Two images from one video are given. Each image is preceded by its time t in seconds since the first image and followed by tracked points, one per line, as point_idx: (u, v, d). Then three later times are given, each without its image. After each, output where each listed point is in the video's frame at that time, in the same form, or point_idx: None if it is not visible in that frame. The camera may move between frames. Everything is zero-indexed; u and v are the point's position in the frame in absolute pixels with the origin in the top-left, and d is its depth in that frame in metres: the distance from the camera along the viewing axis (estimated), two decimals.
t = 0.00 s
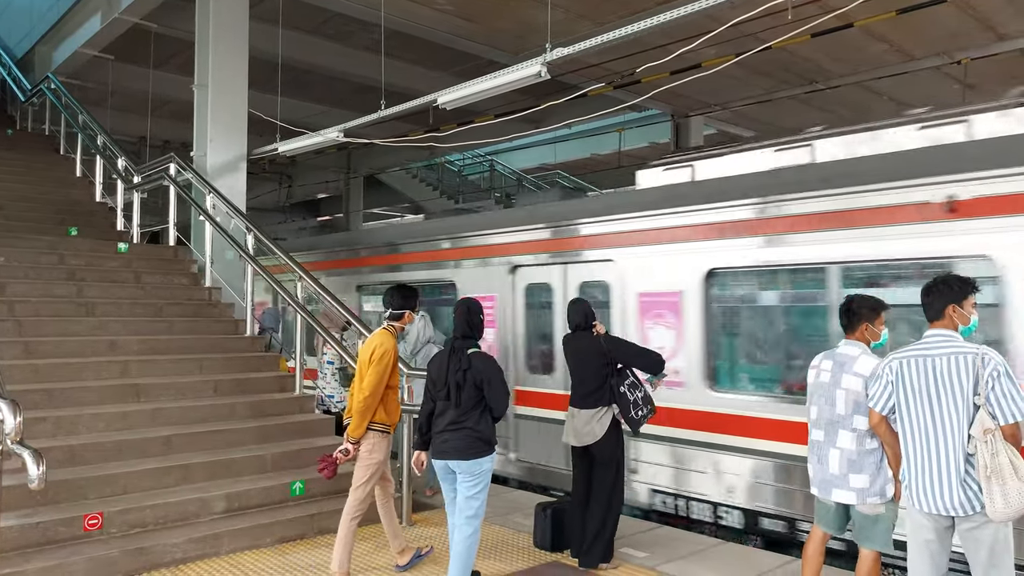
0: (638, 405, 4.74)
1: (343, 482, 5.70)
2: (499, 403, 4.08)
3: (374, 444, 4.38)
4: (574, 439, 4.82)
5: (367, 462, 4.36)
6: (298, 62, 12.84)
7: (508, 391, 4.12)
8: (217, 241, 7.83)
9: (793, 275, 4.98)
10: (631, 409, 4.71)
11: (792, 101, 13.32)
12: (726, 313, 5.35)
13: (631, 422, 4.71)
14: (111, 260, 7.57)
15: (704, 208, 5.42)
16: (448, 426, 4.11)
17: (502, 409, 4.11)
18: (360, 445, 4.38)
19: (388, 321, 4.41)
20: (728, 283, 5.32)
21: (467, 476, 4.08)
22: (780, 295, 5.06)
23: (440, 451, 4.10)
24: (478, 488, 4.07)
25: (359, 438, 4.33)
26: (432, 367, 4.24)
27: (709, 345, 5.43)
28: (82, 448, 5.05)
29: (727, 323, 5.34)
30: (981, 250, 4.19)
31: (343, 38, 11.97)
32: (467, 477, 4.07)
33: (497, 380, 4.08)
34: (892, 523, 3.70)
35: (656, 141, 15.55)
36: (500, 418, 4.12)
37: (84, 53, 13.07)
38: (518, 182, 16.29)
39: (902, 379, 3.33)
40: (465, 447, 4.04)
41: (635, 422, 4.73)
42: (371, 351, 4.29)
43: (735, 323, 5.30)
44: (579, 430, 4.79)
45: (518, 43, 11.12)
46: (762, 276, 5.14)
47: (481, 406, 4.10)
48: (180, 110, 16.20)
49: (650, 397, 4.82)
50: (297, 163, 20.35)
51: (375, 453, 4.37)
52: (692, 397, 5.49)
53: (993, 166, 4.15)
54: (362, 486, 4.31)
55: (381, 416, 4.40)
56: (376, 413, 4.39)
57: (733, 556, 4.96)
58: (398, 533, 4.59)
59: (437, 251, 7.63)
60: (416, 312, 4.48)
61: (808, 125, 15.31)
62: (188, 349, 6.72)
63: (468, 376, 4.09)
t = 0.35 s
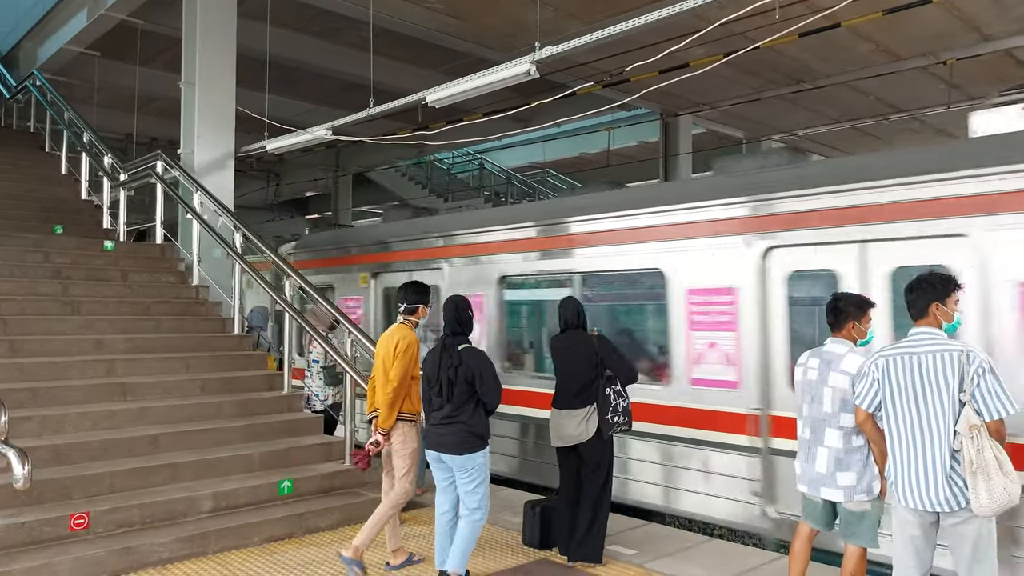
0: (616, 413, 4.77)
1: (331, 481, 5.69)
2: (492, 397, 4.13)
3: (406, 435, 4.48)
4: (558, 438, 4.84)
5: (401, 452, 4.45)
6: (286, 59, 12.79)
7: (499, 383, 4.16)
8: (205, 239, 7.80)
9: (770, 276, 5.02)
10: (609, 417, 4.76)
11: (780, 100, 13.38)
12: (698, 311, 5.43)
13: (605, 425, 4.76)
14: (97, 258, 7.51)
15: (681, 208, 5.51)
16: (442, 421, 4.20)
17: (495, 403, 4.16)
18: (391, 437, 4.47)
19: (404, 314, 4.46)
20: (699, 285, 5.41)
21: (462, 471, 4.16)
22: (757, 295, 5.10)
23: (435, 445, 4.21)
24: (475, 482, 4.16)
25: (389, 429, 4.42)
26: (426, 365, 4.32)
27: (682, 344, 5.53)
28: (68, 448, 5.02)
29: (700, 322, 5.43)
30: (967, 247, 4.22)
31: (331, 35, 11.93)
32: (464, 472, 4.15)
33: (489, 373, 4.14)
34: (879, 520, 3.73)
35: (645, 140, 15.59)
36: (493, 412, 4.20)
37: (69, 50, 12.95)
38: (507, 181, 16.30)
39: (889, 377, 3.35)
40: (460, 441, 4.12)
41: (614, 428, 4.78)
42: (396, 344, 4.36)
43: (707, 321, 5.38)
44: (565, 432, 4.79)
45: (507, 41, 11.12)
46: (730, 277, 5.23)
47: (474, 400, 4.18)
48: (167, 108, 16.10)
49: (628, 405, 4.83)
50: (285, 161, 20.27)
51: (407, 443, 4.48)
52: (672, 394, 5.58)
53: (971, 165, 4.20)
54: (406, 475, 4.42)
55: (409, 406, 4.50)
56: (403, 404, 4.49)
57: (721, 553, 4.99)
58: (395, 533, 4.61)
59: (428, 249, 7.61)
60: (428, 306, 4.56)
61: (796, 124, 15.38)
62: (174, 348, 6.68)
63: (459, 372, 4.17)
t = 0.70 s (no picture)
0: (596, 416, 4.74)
1: (316, 480, 5.66)
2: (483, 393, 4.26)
3: (415, 427, 4.75)
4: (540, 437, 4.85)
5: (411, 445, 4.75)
6: (272, 55, 12.71)
7: (490, 381, 4.30)
8: (188, 237, 7.74)
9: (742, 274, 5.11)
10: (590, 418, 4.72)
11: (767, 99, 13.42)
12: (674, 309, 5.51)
13: (587, 424, 4.71)
14: (80, 255, 7.43)
15: (652, 208, 5.61)
16: (438, 419, 4.27)
17: (486, 401, 4.28)
18: (402, 430, 4.72)
19: (415, 313, 4.67)
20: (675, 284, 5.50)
21: (461, 467, 4.26)
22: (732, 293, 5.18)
23: (430, 442, 4.27)
24: (477, 481, 4.29)
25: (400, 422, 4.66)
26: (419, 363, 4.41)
27: (661, 343, 5.62)
28: (48, 447, 4.97)
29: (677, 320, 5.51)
30: (934, 247, 4.24)
31: (317, 32, 11.87)
32: (465, 471, 4.26)
33: (479, 372, 4.26)
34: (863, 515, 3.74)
35: (633, 138, 15.62)
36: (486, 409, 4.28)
37: (52, 45, 12.82)
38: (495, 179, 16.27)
39: (875, 373, 3.35)
40: (456, 438, 4.21)
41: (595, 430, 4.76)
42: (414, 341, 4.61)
43: (684, 320, 5.46)
44: (546, 427, 4.79)
45: (494, 38, 11.09)
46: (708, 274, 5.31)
47: (465, 397, 4.27)
48: (152, 104, 15.97)
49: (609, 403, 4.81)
50: (272, 159, 20.15)
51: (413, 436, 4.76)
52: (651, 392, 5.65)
53: (936, 168, 4.24)
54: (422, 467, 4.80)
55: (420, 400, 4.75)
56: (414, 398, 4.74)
57: (707, 550, 5.00)
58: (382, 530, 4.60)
59: (414, 247, 7.58)
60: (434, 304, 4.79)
61: (782, 123, 15.43)
62: (157, 346, 6.62)
63: (451, 368, 4.27)
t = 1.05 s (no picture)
0: (575, 412, 4.71)
1: (299, 480, 5.60)
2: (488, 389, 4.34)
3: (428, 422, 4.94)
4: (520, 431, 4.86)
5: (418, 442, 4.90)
6: (258, 52, 12.61)
7: (493, 378, 4.36)
8: (171, 234, 7.65)
9: (730, 278, 5.08)
10: (567, 413, 4.70)
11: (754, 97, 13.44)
12: (665, 311, 5.49)
13: (563, 416, 4.71)
14: (60, 253, 7.33)
15: (636, 207, 5.61)
16: (443, 417, 4.34)
17: (489, 397, 4.36)
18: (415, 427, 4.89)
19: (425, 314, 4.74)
20: (664, 285, 5.48)
21: (463, 463, 4.36)
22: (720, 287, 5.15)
23: (436, 441, 4.33)
24: (475, 476, 4.39)
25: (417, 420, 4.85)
26: (421, 362, 4.48)
27: (648, 337, 5.61)
28: (24, 448, 4.89)
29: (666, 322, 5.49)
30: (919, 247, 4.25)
31: (303, 29, 11.78)
32: (466, 466, 4.36)
33: (483, 368, 4.33)
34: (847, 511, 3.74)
35: (621, 136, 15.66)
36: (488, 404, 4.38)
37: (35, 41, 12.67)
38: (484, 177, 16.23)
39: (863, 371, 3.32)
40: (462, 434, 4.30)
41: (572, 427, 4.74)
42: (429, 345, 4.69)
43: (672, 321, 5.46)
44: (531, 425, 4.80)
45: (481, 35, 11.04)
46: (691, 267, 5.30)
47: (470, 394, 4.35)
48: (137, 101, 15.83)
49: (591, 402, 4.77)
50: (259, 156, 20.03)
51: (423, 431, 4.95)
52: (637, 392, 5.64)
53: (926, 167, 4.24)
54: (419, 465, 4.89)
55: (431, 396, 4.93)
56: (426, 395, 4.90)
57: (693, 550, 4.97)
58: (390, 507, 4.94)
59: (399, 243, 7.54)
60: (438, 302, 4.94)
61: (770, 122, 15.46)
62: (139, 344, 6.54)
63: (456, 366, 4.35)
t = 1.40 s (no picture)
0: (566, 412, 4.69)
1: (284, 479, 5.58)
2: (477, 386, 4.40)
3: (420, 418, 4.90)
4: (513, 444, 4.80)
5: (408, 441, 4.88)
6: (245, 48, 12.53)
7: (484, 377, 4.44)
8: (155, 231, 7.59)
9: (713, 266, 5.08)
10: (558, 413, 4.68)
11: (743, 96, 13.47)
12: (643, 305, 5.50)
13: (555, 417, 4.68)
14: (43, 250, 7.25)
15: (623, 204, 5.59)
16: (433, 412, 4.36)
17: (479, 395, 4.43)
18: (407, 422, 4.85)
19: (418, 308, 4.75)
20: (646, 280, 5.47)
21: (449, 459, 4.39)
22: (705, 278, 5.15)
23: (424, 436, 4.36)
24: (462, 470, 4.41)
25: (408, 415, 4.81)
26: (413, 357, 4.50)
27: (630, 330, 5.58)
28: (4, 447, 4.84)
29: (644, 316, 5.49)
30: (906, 243, 4.24)
31: (291, 25, 11.72)
32: (452, 460, 4.39)
33: (475, 366, 4.42)
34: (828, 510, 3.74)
35: (611, 134, 15.79)
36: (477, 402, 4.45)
37: (19, 35, 12.54)
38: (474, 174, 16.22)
39: (852, 367, 3.32)
40: (451, 430, 4.34)
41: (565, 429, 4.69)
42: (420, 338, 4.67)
43: (649, 314, 5.47)
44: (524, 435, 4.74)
45: (469, 33, 11.01)
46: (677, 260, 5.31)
47: (461, 391, 4.41)
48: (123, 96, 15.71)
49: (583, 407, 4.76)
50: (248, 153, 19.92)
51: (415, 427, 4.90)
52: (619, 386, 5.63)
53: (918, 165, 4.22)
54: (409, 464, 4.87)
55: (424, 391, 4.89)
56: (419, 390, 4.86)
57: (678, 547, 4.98)
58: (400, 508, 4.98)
59: (387, 240, 7.52)
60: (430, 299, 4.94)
61: (758, 120, 15.51)
62: (122, 342, 6.49)
63: (450, 363, 4.39)
